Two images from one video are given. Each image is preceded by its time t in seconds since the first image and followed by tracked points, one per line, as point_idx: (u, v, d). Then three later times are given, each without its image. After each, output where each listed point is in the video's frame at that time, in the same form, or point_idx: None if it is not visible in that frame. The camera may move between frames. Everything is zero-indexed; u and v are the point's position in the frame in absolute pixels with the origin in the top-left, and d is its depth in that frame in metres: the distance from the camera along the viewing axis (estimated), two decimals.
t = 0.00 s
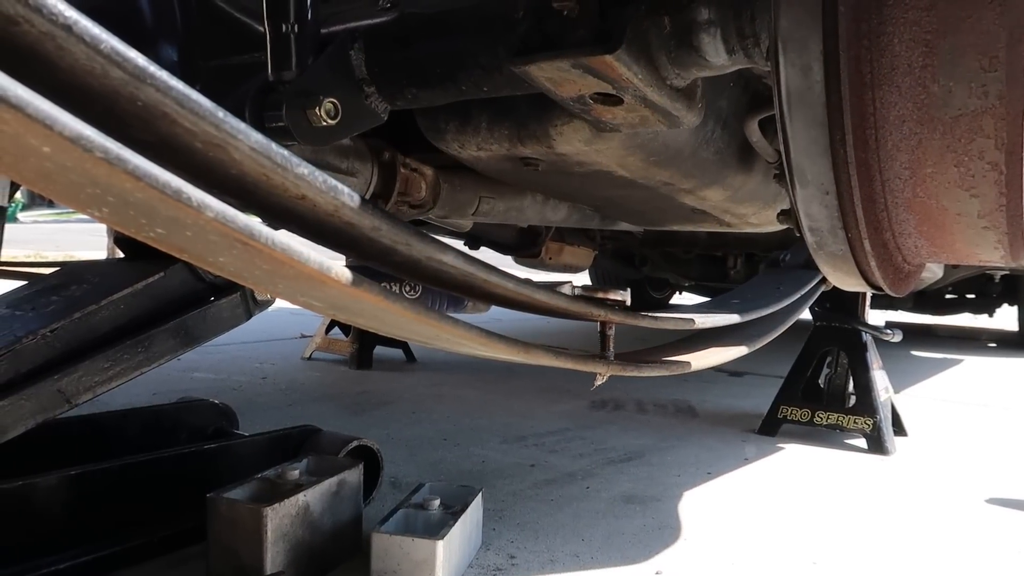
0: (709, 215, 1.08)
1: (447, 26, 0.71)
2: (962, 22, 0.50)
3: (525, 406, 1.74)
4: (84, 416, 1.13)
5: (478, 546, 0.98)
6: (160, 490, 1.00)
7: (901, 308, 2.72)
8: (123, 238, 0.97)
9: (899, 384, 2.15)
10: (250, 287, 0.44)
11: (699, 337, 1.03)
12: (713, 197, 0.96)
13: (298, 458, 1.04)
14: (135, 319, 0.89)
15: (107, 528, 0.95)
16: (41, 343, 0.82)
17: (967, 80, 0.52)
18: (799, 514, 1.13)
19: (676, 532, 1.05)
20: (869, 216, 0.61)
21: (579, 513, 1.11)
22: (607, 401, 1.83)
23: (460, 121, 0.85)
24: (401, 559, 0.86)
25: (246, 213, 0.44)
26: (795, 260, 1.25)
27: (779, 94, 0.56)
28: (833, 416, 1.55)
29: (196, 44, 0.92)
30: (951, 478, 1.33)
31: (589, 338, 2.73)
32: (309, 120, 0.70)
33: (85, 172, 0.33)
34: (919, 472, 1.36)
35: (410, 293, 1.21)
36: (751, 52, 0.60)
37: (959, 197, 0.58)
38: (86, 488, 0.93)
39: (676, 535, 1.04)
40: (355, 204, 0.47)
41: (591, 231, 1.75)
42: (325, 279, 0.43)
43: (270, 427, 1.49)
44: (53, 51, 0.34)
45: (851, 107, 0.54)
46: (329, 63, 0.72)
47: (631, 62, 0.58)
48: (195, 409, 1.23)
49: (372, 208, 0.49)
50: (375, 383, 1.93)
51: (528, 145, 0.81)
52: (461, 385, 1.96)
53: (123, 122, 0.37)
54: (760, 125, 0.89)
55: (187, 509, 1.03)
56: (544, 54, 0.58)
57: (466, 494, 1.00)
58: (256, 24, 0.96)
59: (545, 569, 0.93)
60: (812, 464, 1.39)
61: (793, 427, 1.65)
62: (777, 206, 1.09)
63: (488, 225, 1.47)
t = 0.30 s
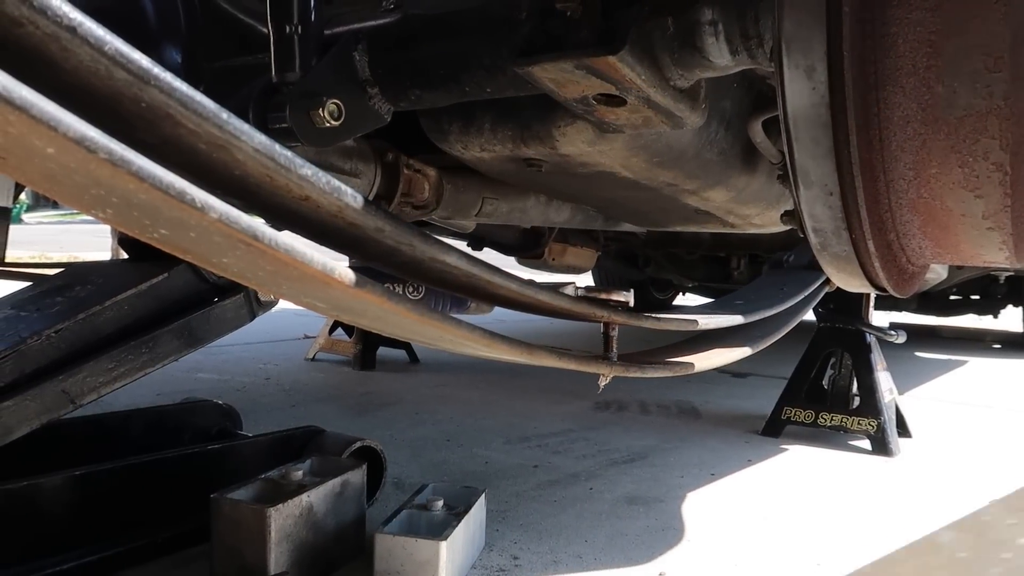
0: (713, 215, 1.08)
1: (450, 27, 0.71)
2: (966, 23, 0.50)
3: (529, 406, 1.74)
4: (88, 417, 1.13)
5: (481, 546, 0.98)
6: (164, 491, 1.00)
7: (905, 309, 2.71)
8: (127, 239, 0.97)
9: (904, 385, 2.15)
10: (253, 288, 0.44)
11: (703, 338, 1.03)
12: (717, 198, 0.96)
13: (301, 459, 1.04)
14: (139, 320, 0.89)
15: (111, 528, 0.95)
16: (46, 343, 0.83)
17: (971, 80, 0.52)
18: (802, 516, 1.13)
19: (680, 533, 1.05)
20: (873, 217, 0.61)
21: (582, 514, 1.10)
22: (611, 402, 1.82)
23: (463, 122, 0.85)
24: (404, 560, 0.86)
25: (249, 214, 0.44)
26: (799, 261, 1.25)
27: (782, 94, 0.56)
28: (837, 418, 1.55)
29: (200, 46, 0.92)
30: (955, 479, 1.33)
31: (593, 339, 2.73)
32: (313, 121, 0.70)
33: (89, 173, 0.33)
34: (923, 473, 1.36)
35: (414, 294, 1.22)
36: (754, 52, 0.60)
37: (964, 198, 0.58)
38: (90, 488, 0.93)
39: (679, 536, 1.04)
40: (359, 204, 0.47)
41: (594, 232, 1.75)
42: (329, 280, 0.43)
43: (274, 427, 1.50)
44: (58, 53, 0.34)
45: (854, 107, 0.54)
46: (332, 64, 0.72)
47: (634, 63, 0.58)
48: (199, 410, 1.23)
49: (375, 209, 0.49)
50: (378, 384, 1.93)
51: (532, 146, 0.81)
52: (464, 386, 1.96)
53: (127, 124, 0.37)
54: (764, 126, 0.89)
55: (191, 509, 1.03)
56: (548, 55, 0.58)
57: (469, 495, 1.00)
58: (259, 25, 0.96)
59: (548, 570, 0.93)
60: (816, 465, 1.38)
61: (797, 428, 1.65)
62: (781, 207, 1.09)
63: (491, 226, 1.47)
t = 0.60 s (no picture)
0: (716, 216, 1.08)
1: (452, 27, 0.71)
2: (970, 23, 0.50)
3: (531, 406, 1.74)
4: (92, 417, 1.13)
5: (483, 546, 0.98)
6: (167, 491, 1.00)
7: (908, 309, 2.70)
8: (130, 239, 0.97)
9: (906, 385, 2.14)
10: (256, 288, 0.44)
11: (705, 338, 1.03)
12: (720, 198, 0.96)
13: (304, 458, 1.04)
14: (142, 320, 0.89)
15: (114, 529, 0.95)
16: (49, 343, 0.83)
17: (975, 80, 0.51)
18: (804, 516, 1.13)
19: (682, 533, 1.05)
20: (876, 217, 0.61)
21: (585, 514, 1.10)
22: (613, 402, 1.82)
23: (465, 123, 0.85)
24: (406, 560, 0.86)
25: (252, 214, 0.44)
26: (801, 261, 1.25)
27: (785, 95, 0.55)
28: (840, 418, 1.55)
29: (203, 46, 0.92)
30: (958, 480, 1.32)
31: (596, 339, 2.73)
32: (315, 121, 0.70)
33: (92, 174, 0.33)
34: (926, 474, 1.36)
35: (417, 295, 1.22)
36: (757, 52, 0.60)
37: (967, 197, 0.58)
38: (93, 488, 0.93)
39: (681, 536, 1.04)
40: (361, 204, 0.47)
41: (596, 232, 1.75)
42: (331, 280, 0.43)
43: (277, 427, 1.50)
44: (61, 53, 0.35)
45: (858, 107, 0.54)
46: (335, 65, 0.72)
47: (636, 63, 0.58)
48: (202, 410, 1.23)
49: (378, 209, 0.49)
50: (381, 384, 1.93)
51: (534, 146, 0.81)
52: (467, 386, 1.96)
53: (130, 124, 0.37)
54: (767, 126, 0.89)
55: (194, 509, 1.03)
56: (550, 55, 0.58)
57: (471, 495, 1.00)
58: (262, 25, 0.96)
59: (550, 570, 0.93)
60: (818, 465, 1.38)
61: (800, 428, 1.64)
62: (784, 207, 1.09)
63: (493, 227, 1.47)
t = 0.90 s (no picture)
0: (716, 216, 1.08)
1: (452, 27, 0.71)
2: (970, 23, 0.50)
3: (531, 406, 1.74)
4: (92, 417, 1.13)
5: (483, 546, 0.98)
6: (167, 491, 1.00)
7: (908, 309, 2.70)
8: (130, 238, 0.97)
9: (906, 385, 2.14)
10: (256, 288, 0.44)
11: (706, 338, 1.03)
12: (720, 198, 0.96)
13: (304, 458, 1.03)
14: (142, 320, 0.89)
15: (114, 529, 0.95)
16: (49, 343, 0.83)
17: (975, 80, 0.51)
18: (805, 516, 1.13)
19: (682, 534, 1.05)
20: (876, 217, 0.61)
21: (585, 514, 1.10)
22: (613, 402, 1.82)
23: (465, 123, 0.85)
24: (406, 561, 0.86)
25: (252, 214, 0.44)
26: (801, 261, 1.25)
27: (785, 95, 0.56)
28: (840, 418, 1.55)
29: (202, 46, 0.92)
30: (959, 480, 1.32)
31: (595, 339, 2.73)
32: (315, 121, 0.70)
33: (92, 174, 0.33)
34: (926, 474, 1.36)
35: (417, 295, 1.22)
36: (757, 52, 0.60)
37: (967, 198, 0.58)
38: (93, 488, 0.93)
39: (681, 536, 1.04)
40: (361, 205, 0.47)
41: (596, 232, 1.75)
42: (331, 280, 0.43)
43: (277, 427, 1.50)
44: (61, 53, 0.35)
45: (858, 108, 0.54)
46: (335, 65, 0.72)
47: (636, 63, 0.58)
48: (202, 410, 1.23)
49: (378, 209, 0.49)
50: (381, 384, 1.93)
51: (534, 146, 0.81)
52: (467, 386, 1.96)
53: (129, 124, 0.37)
54: (767, 126, 0.89)
55: (193, 509, 1.03)
56: (550, 55, 0.58)
57: (472, 495, 1.00)
58: (262, 25, 0.96)
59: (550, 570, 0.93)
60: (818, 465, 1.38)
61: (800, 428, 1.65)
62: (784, 207, 1.09)
63: (493, 227, 1.47)
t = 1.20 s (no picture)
0: (716, 216, 1.08)
1: (452, 27, 0.70)
2: (971, 23, 0.50)
3: (532, 406, 1.74)
4: (92, 418, 1.13)
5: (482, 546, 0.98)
6: (167, 491, 1.00)
7: (907, 309, 2.71)
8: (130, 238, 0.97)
9: (906, 385, 2.14)
10: (256, 288, 0.44)
11: (706, 338, 1.03)
12: (720, 198, 0.96)
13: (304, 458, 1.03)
14: (142, 320, 0.89)
15: (114, 529, 0.95)
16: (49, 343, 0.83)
17: (975, 80, 0.51)
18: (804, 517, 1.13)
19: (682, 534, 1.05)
20: (876, 218, 0.61)
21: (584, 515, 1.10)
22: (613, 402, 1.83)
23: (465, 123, 0.85)
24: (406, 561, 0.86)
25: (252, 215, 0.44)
26: (801, 261, 1.25)
27: (785, 95, 0.55)
28: (839, 417, 1.57)
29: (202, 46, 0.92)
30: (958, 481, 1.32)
31: (596, 339, 2.73)
32: (315, 121, 0.70)
33: (92, 174, 0.33)
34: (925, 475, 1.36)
35: (417, 295, 1.22)
36: (757, 52, 0.60)
37: (967, 197, 0.58)
38: (93, 489, 0.93)
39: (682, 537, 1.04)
40: (361, 205, 0.47)
41: (596, 232, 1.75)
42: (330, 280, 0.43)
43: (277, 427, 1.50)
44: (61, 53, 0.35)
45: (858, 109, 0.54)
46: (334, 65, 0.72)
47: (636, 63, 0.58)
48: (203, 410, 1.23)
49: (379, 209, 0.49)
50: (380, 384, 1.93)
51: (534, 146, 0.81)
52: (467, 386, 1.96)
53: (129, 124, 0.37)
54: (767, 126, 0.89)
55: (194, 510, 1.03)
56: (550, 55, 0.58)
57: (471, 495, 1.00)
58: (262, 25, 0.96)
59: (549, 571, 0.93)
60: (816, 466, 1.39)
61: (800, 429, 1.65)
62: (784, 207, 1.09)
63: (493, 227, 1.47)
